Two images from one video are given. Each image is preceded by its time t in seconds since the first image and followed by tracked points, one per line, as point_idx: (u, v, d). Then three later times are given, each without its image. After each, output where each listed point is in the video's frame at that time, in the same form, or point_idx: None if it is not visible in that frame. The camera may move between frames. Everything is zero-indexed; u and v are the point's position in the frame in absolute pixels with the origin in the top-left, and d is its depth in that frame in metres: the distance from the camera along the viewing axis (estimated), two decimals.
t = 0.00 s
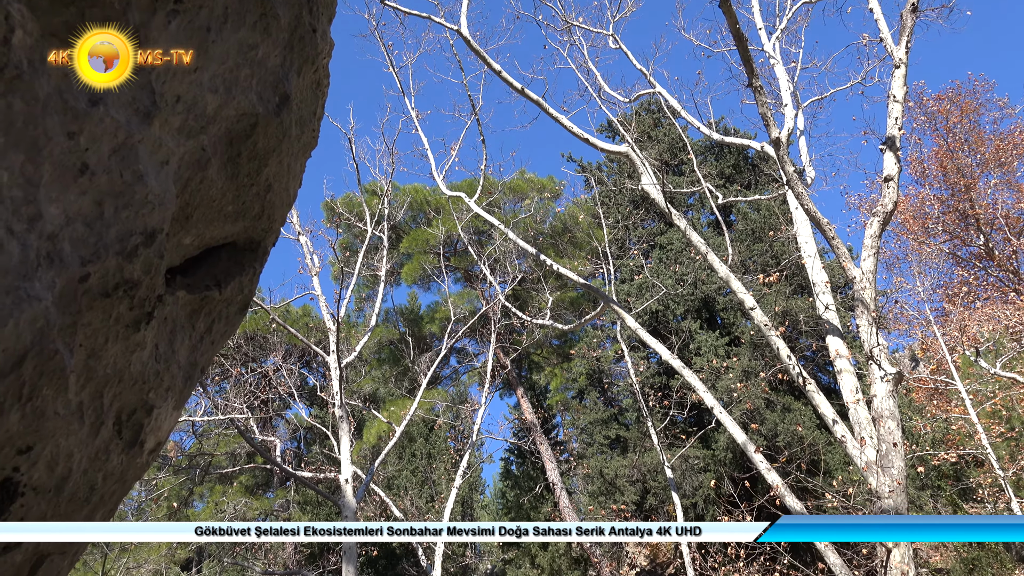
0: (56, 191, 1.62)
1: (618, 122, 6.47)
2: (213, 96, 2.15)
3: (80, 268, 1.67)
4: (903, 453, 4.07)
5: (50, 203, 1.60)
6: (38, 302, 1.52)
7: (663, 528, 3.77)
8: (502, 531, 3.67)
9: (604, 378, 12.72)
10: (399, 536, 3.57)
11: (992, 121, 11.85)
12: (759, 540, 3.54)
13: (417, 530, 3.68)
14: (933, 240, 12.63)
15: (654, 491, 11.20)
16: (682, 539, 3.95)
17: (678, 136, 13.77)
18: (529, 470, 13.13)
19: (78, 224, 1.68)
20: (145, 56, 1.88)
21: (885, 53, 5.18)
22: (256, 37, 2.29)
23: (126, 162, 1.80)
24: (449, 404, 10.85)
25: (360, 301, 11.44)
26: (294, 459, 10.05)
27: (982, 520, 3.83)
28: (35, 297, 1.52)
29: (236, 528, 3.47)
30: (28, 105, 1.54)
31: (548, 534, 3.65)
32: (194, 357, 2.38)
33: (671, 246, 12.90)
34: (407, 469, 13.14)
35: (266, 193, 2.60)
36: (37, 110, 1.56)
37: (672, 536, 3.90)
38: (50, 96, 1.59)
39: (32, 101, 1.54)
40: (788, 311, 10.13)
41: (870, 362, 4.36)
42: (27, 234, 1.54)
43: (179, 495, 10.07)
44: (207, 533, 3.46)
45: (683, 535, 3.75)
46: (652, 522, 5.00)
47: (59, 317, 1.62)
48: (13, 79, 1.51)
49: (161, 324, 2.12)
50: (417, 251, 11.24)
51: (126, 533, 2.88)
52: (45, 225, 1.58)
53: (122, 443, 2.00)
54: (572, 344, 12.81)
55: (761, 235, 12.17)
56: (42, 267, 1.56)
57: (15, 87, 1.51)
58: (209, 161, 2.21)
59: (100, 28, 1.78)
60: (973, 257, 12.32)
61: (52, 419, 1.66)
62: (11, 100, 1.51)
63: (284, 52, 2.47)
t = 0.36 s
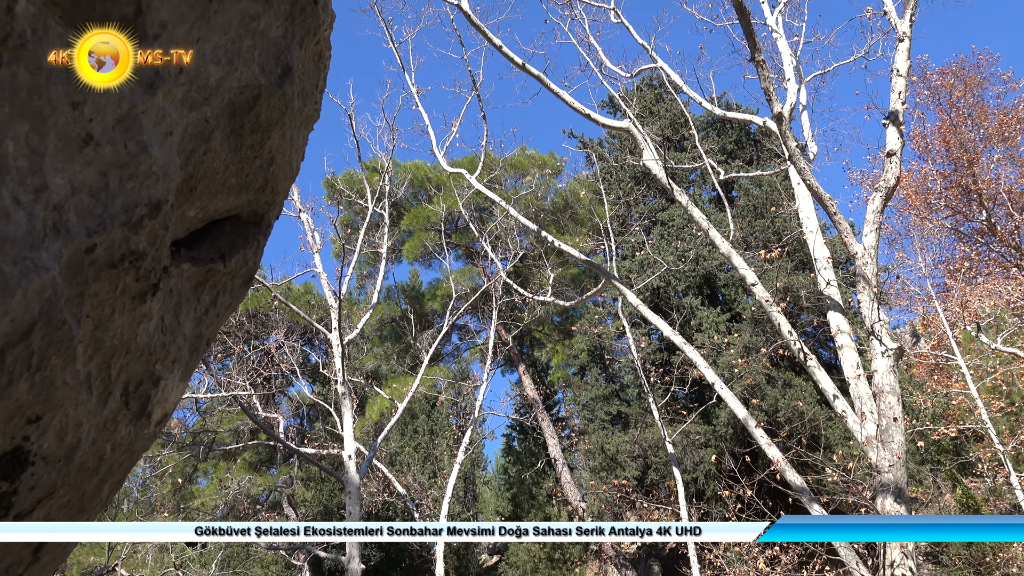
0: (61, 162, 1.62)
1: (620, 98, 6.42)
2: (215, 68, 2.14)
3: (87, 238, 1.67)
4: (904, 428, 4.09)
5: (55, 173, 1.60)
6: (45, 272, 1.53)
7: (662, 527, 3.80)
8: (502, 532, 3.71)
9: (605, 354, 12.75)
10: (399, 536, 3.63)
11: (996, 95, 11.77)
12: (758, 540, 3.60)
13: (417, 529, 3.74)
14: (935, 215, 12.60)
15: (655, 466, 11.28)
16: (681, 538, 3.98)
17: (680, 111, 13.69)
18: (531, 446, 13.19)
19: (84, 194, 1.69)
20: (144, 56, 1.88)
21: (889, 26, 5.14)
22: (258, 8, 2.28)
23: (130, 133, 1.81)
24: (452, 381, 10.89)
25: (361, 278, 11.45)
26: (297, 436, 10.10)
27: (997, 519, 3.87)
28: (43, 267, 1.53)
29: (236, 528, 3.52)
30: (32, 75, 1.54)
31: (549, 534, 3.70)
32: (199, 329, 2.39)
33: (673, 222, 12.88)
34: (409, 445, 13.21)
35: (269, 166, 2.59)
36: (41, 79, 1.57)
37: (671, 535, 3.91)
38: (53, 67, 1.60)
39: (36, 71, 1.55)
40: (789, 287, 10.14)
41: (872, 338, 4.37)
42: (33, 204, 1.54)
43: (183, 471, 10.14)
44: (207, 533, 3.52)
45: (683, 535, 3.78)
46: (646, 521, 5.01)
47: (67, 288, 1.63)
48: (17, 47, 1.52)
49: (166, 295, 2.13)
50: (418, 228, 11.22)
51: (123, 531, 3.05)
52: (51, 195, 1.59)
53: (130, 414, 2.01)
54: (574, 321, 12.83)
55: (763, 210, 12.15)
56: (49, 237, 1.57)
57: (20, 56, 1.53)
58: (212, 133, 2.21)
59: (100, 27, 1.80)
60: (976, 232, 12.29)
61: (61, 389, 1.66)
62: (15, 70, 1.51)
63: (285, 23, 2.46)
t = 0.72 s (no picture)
0: (68, 133, 1.62)
1: (622, 74, 6.38)
2: (219, 39, 2.13)
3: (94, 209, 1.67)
4: (905, 404, 4.10)
5: (62, 144, 1.60)
6: (54, 242, 1.54)
7: (660, 529, 3.85)
8: (501, 530, 3.76)
9: (608, 331, 12.78)
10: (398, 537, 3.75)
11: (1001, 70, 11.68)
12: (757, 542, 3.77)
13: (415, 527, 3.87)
14: (938, 191, 12.56)
15: (657, 443, 11.34)
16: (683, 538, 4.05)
17: (683, 87, 13.61)
18: (534, 423, 13.25)
19: (91, 165, 1.68)
20: (144, 55, 1.82)
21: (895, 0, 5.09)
22: None
23: (136, 105, 1.80)
24: (454, 359, 10.92)
25: (364, 257, 11.45)
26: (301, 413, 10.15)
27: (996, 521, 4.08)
28: (51, 239, 1.53)
29: (235, 528, 3.60)
30: (38, 45, 1.54)
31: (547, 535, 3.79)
32: (205, 302, 2.40)
33: (675, 199, 12.84)
34: (412, 423, 13.29)
35: (273, 139, 2.58)
36: (47, 50, 1.56)
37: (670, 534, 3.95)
38: (59, 36, 1.59)
39: (41, 40, 1.54)
40: (792, 264, 10.13)
41: (874, 315, 4.37)
42: (41, 175, 1.54)
43: (188, 449, 10.20)
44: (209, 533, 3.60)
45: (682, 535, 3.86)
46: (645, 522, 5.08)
47: (75, 259, 1.63)
48: (23, 17, 1.51)
49: (172, 268, 2.13)
50: (420, 206, 11.19)
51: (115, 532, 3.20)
52: (59, 166, 1.58)
53: (138, 386, 2.03)
54: (576, 299, 12.84)
55: (766, 187, 12.11)
56: (57, 208, 1.57)
57: (25, 25, 1.51)
58: (216, 105, 2.20)
59: (100, 27, 1.72)
60: (979, 209, 12.26)
61: (71, 359, 1.67)
62: (21, 40, 1.51)
63: None
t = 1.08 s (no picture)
0: (73, 97, 1.62)
1: (626, 45, 6.32)
2: (223, 4, 2.12)
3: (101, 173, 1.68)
4: (908, 374, 4.12)
5: (68, 108, 1.60)
6: (62, 207, 1.55)
7: (661, 528, 3.92)
8: (502, 532, 4.00)
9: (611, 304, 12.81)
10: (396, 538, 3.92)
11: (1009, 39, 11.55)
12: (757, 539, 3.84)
13: (416, 529, 4.01)
14: (944, 163, 12.49)
15: (661, 415, 11.39)
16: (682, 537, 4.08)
17: (687, 58, 13.49)
18: (538, 396, 13.30)
19: (96, 129, 1.69)
20: (144, 56, 1.80)
21: None
22: None
23: (140, 69, 1.80)
24: (459, 332, 10.94)
25: (368, 231, 11.45)
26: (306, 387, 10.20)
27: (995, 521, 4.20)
28: (58, 202, 1.54)
29: (236, 528, 3.75)
30: (42, 8, 1.54)
31: (546, 537, 3.99)
32: (212, 270, 2.41)
33: (679, 172, 12.78)
34: (417, 395, 13.37)
35: (277, 106, 2.58)
36: (51, 12, 1.56)
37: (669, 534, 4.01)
38: None
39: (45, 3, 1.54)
40: (796, 236, 10.11)
41: (879, 286, 4.37)
42: (47, 139, 1.55)
43: (194, 422, 10.27)
44: (210, 533, 3.75)
45: (681, 535, 3.94)
46: (641, 522, 5.15)
47: (83, 223, 1.64)
48: None
49: (178, 235, 2.14)
50: (423, 179, 11.16)
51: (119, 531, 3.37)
52: (65, 129, 1.59)
53: (147, 351, 2.04)
54: (579, 272, 12.84)
55: (770, 159, 12.05)
56: (64, 172, 1.58)
57: None
58: (221, 71, 2.20)
59: (99, 27, 1.69)
60: (985, 180, 12.19)
61: (81, 323, 1.68)
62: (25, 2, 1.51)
63: None
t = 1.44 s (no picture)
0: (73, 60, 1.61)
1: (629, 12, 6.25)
2: None
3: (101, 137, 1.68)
4: (913, 341, 4.11)
5: (68, 72, 1.60)
6: (63, 170, 1.56)
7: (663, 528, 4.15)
8: (502, 531, 4.13)
9: (616, 274, 12.64)
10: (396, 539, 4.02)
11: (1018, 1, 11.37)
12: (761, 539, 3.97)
13: (416, 530, 4.13)
14: (951, 128, 12.37)
15: (666, 383, 11.44)
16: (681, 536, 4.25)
17: (691, 25, 13.35)
18: (544, 366, 13.35)
19: (96, 94, 1.69)
20: (144, 56, 1.80)
21: None
22: None
23: (138, 32, 1.80)
24: (464, 303, 10.96)
25: (371, 203, 11.43)
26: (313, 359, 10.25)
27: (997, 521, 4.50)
28: (59, 166, 1.55)
29: (236, 528, 3.88)
30: None
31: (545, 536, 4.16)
32: (215, 237, 2.41)
33: (683, 140, 12.70)
34: (423, 367, 13.44)
35: (277, 71, 2.56)
36: None
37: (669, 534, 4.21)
38: None
39: None
40: (801, 204, 10.06)
41: (884, 254, 4.36)
42: (47, 103, 1.55)
43: (203, 396, 10.35)
44: (211, 533, 3.93)
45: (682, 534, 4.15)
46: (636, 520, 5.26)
47: (85, 187, 1.65)
48: None
49: (181, 201, 2.14)
50: (426, 150, 11.10)
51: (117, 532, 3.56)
52: (65, 94, 1.59)
53: (153, 317, 2.05)
54: (584, 243, 12.81)
55: (775, 126, 11.96)
56: (65, 136, 1.59)
57: None
58: (219, 36, 2.19)
59: (99, 28, 1.68)
60: (992, 145, 12.08)
61: (85, 288, 1.69)
62: None
63: None
